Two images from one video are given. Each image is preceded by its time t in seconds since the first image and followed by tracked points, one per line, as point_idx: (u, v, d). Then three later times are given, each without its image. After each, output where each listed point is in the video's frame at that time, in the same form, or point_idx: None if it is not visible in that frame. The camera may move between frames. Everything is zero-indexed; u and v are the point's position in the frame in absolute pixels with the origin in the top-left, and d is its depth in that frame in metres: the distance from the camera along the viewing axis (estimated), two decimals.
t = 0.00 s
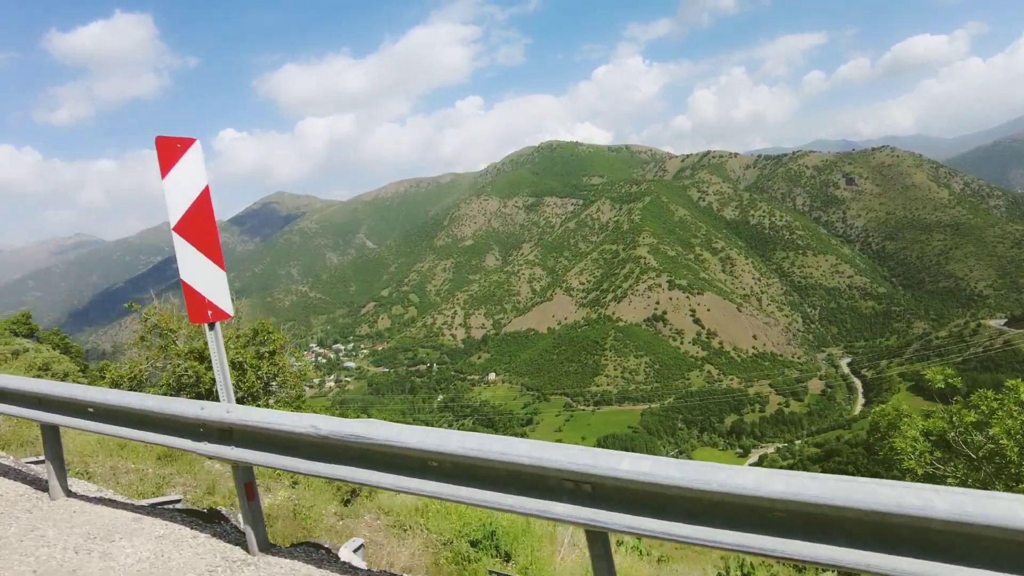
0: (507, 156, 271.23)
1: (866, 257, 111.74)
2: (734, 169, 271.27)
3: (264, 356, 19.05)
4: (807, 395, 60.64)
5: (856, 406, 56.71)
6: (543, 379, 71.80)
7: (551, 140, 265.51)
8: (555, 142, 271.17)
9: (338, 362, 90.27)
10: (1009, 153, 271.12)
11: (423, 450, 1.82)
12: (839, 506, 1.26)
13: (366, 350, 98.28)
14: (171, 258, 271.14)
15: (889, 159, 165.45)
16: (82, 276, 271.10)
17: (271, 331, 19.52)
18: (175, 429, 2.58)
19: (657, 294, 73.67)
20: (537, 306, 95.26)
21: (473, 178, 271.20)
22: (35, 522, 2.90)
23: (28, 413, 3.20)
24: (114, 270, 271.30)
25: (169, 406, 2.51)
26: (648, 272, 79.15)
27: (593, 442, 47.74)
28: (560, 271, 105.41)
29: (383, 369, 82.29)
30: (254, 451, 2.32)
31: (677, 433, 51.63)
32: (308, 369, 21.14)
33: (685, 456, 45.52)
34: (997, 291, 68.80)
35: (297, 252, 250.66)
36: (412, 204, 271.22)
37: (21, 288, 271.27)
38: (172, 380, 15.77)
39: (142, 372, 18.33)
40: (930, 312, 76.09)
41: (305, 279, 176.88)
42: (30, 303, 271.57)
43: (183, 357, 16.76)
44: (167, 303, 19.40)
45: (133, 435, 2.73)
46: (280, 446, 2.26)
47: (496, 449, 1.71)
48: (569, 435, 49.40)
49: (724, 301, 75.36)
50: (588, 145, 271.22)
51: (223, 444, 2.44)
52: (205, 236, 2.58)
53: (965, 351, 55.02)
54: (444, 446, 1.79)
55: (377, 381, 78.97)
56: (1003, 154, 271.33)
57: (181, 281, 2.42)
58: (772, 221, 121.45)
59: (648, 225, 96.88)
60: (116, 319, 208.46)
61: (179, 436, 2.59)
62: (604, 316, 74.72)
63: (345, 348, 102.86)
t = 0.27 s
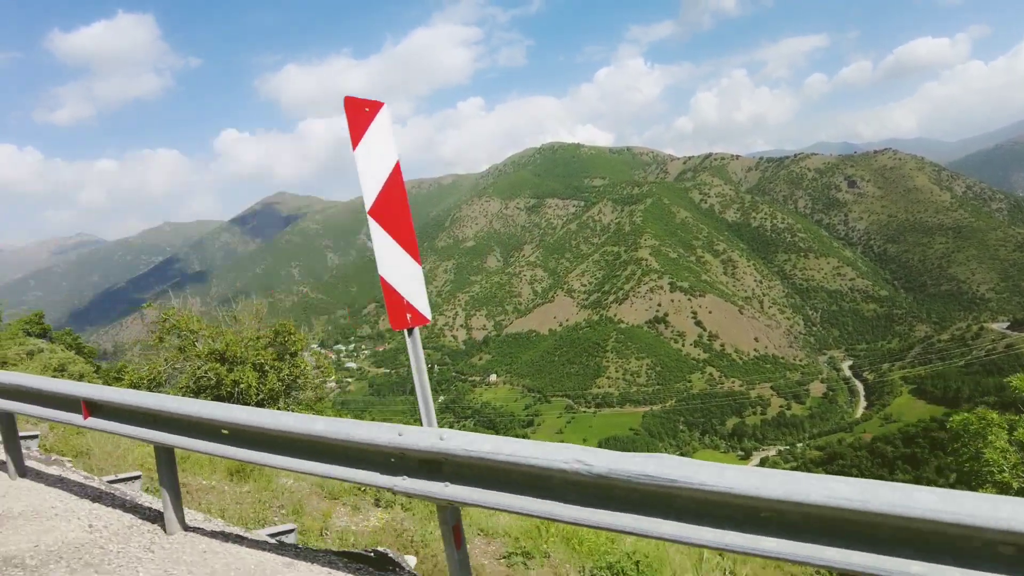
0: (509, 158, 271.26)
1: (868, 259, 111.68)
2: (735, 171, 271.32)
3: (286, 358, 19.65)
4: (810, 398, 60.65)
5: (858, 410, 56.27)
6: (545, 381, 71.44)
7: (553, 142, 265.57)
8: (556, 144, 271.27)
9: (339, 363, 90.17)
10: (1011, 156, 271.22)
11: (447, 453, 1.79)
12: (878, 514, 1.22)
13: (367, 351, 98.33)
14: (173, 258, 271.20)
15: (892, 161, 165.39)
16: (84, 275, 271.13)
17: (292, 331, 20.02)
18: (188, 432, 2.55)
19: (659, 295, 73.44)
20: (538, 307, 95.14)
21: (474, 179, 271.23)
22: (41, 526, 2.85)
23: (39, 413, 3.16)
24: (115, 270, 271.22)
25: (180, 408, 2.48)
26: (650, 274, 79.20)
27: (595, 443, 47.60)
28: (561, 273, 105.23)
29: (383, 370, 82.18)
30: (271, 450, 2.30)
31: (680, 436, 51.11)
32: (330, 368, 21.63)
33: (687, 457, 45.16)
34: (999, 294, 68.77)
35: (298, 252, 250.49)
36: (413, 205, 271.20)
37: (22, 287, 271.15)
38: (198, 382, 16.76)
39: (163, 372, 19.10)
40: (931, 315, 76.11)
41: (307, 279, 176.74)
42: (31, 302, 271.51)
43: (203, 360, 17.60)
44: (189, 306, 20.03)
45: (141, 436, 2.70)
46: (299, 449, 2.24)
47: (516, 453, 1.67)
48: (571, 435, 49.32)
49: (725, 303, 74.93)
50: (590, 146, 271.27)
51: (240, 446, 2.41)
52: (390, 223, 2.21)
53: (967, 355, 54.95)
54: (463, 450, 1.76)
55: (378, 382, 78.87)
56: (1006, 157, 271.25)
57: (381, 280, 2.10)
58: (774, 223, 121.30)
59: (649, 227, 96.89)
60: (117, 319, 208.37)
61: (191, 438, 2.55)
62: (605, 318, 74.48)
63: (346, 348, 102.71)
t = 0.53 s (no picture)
0: (511, 159, 271.33)
1: (870, 262, 111.66)
2: (737, 173, 271.27)
3: (305, 359, 20.22)
4: (811, 399, 60.49)
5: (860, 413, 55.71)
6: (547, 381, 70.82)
7: (555, 143, 265.64)
8: (558, 145, 271.33)
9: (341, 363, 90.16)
10: (1013, 158, 271.04)
11: (549, 468, 1.77)
12: (979, 531, 1.24)
13: (368, 351, 98.26)
14: (174, 258, 271.22)
15: (894, 164, 165.31)
16: (84, 274, 271.16)
17: (310, 332, 20.58)
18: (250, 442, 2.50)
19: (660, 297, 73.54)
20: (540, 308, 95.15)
21: (476, 180, 271.22)
22: (95, 535, 2.80)
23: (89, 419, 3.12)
24: (116, 270, 271.30)
25: (246, 416, 2.44)
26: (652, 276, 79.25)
27: (597, 444, 47.34)
28: (563, 274, 105.07)
29: (385, 371, 82.21)
30: (340, 463, 2.26)
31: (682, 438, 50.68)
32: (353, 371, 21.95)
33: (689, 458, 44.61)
34: (1002, 296, 68.72)
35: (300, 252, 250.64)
36: (415, 205, 271.29)
37: (23, 286, 271.10)
38: (213, 383, 17.18)
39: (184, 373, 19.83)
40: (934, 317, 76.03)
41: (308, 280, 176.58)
42: (32, 302, 271.36)
43: (223, 360, 18.26)
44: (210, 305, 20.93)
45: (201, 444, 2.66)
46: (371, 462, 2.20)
47: (619, 469, 1.67)
48: (573, 435, 49.23)
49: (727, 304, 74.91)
50: (592, 147, 271.31)
51: (303, 457, 2.35)
52: (633, 212, 1.99)
53: (969, 357, 54.87)
54: (536, 461, 1.79)
55: (379, 383, 78.82)
56: (1007, 159, 271.26)
57: (640, 281, 1.87)
58: (776, 225, 121.14)
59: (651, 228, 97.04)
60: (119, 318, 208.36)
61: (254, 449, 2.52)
62: (607, 319, 74.36)
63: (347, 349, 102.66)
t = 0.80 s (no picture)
0: (512, 159, 271.24)
1: (872, 263, 111.61)
2: (739, 173, 271.17)
3: (326, 360, 20.00)
4: (814, 400, 60.18)
5: (862, 413, 55.54)
6: (549, 381, 70.25)
7: (557, 143, 265.56)
8: (560, 146, 271.27)
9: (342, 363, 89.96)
10: (1014, 160, 271.14)
11: (672, 486, 1.62)
12: (1009, 538, 1.27)
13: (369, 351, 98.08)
14: (176, 258, 271.15)
15: (896, 165, 165.21)
16: (85, 274, 271.12)
17: (333, 333, 20.34)
18: (313, 442, 2.32)
19: (662, 298, 73.30)
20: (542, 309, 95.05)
21: (477, 180, 271.22)
22: (152, 538, 2.60)
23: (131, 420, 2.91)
24: (117, 269, 271.18)
25: (254, 415, 2.40)
26: (654, 276, 79.08)
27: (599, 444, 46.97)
28: (564, 274, 104.57)
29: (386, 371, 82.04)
30: (419, 470, 2.07)
31: (684, 439, 50.13)
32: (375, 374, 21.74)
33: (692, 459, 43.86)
34: (1004, 297, 68.62)
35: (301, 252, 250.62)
36: (416, 206, 271.27)
37: (24, 285, 270.88)
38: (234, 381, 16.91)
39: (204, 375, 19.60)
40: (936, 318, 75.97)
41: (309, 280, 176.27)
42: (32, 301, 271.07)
43: (244, 361, 18.10)
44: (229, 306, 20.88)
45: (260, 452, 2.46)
46: (450, 470, 2.04)
47: (752, 486, 1.52)
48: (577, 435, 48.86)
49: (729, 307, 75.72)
50: (593, 148, 271.27)
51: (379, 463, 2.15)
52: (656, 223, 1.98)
53: (972, 359, 54.78)
54: (556, 462, 1.78)
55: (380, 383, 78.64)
56: (1008, 159, 271.17)
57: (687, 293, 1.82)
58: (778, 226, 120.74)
59: (653, 229, 96.88)
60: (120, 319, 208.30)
61: (310, 452, 2.33)
62: (608, 320, 74.01)
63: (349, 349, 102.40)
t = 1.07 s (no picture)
0: (514, 159, 271.16)
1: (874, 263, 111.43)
2: (741, 173, 271.14)
3: (350, 361, 20.13)
4: (815, 402, 59.95)
5: (865, 412, 55.23)
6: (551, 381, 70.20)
7: (558, 143, 265.52)
8: (562, 146, 271.28)
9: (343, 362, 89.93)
10: (1017, 160, 271.04)
11: (670, 483, 1.55)
12: (1020, 537, 1.19)
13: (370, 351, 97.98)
14: (178, 257, 271.29)
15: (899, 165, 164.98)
16: (87, 273, 271.19)
17: (357, 335, 20.41)
18: (359, 448, 2.18)
19: (664, 297, 73.02)
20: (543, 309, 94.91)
21: (479, 181, 271.25)
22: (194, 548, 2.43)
23: (163, 425, 2.77)
24: (119, 269, 271.29)
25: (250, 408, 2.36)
26: (655, 276, 78.94)
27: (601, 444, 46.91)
28: (566, 274, 104.37)
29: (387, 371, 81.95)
30: (475, 480, 1.93)
31: (686, 439, 49.90)
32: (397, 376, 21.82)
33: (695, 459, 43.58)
34: (1007, 298, 68.51)
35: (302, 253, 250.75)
36: (418, 206, 271.24)
37: (26, 285, 271.12)
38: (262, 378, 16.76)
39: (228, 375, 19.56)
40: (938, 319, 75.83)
41: (310, 279, 176.22)
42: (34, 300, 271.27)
43: (272, 363, 18.14)
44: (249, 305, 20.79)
45: (304, 458, 2.33)
46: (505, 478, 1.90)
47: (750, 482, 1.46)
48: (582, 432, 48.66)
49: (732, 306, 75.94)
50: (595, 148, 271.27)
51: (421, 470, 2.03)
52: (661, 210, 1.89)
53: (974, 359, 54.66)
54: (557, 460, 1.72)
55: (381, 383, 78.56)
56: (1010, 160, 271.02)
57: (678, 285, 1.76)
58: (780, 226, 120.51)
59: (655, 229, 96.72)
60: (121, 317, 208.40)
61: (351, 457, 2.21)
62: (610, 320, 73.87)
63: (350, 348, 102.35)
